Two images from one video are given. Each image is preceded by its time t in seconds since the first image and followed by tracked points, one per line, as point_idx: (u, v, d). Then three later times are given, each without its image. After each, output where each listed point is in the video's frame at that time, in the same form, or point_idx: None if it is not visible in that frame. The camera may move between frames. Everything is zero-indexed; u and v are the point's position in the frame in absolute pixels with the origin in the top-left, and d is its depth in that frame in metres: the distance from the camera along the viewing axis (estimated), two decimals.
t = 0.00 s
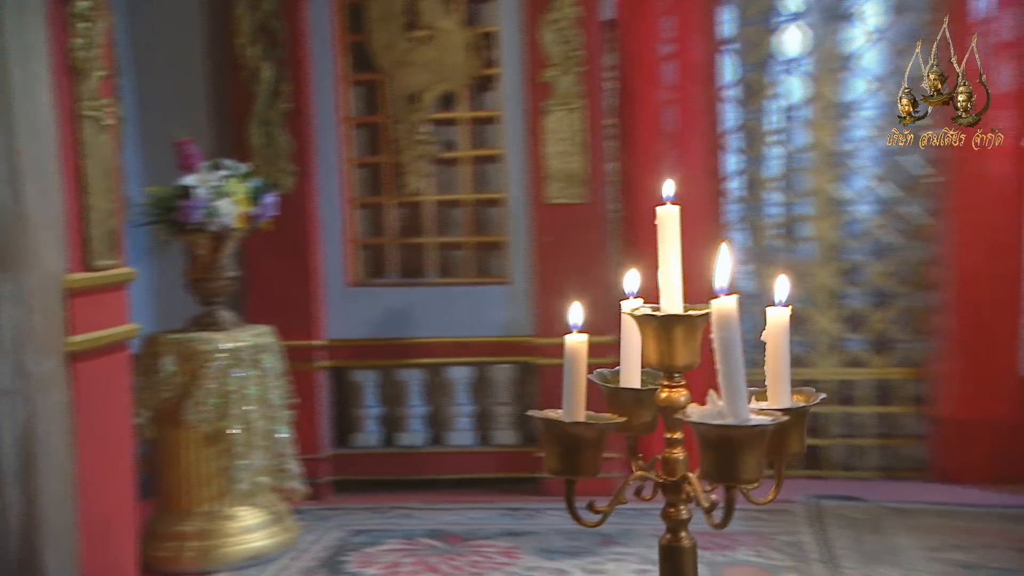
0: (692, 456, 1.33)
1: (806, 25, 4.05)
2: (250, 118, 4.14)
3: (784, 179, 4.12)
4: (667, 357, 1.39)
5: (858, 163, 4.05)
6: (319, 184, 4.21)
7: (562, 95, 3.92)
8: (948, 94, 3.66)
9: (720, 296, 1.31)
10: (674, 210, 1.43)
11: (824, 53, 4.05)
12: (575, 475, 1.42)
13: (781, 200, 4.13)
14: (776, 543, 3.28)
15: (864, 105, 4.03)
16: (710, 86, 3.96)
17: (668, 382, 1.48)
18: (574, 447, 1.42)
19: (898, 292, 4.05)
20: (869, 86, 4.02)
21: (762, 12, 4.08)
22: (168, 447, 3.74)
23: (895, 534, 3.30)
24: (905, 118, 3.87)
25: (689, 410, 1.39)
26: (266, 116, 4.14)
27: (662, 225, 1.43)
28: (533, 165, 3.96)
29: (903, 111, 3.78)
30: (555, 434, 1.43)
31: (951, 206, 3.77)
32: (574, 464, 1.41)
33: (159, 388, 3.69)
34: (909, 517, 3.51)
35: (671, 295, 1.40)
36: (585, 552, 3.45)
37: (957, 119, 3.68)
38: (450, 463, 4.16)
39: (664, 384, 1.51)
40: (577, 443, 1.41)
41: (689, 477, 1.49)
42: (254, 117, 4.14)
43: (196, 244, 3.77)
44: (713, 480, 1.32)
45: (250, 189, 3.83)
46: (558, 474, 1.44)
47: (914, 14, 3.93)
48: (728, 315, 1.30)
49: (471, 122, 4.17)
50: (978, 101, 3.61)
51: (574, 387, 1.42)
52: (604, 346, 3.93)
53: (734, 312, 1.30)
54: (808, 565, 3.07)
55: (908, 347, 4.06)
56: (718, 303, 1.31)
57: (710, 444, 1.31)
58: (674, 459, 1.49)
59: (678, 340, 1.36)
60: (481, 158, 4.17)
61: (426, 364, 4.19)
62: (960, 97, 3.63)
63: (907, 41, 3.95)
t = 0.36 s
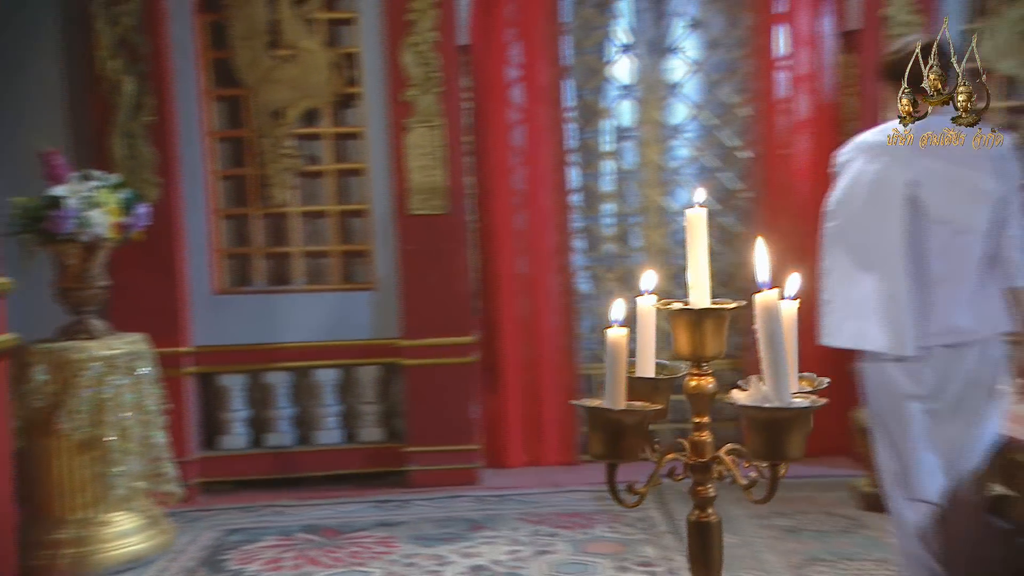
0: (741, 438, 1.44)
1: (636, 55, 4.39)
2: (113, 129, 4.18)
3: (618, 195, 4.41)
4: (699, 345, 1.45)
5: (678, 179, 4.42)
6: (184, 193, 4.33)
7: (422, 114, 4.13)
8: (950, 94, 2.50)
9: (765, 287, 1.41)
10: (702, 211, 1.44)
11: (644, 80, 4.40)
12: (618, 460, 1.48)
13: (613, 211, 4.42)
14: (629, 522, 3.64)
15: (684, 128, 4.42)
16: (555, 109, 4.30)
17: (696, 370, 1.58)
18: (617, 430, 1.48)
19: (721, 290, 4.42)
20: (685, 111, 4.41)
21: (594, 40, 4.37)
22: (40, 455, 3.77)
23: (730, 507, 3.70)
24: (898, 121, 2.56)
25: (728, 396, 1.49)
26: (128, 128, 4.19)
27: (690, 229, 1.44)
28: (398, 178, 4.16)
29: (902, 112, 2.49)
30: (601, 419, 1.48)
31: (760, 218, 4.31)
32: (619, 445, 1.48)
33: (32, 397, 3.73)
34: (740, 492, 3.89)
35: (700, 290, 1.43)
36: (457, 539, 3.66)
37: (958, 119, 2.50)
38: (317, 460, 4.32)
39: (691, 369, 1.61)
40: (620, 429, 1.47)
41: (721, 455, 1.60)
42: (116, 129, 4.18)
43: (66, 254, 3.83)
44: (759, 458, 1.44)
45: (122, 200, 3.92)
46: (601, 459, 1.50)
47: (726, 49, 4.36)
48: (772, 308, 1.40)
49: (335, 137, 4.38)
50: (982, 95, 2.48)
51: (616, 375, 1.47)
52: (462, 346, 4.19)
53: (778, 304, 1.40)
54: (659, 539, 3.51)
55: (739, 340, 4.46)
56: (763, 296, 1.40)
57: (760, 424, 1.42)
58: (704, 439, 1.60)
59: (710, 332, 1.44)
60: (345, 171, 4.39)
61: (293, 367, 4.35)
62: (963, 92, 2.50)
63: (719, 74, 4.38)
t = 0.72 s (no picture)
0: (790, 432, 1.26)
1: (503, 78, 4.44)
2: None
3: (489, 214, 4.44)
4: (736, 348, 1.29)
5: (547, 198, 4.47)
6: (40, 207, 4.13)
7: (299, 129, 4.12)
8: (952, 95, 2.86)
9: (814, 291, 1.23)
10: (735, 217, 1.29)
11: (509, 101, 4.44)
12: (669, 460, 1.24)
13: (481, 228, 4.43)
14: (514, 526, 3.68)
15: (550, 147, 4.48)
16: (431, 128, 4.33)
17: (731, 368, 1.39)
18: (669, 430, 1.25)
19: (583, 306, 4.50)
20: (552, 131, 4.47)
21: (464, 62, 4.41)
22: None
23: (607, 509, 3.80)
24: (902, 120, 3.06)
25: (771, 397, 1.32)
26: None
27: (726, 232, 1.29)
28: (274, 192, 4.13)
29: (904, 113, 2.95)
30: (647, 420, 1.24)
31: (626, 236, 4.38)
32: (670, 446, 1.24)
33: None
34: (615, 493, 4.00)
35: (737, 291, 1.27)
36: (347, 553, 3.58)
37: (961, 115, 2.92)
38: (189, 480, 4.22)
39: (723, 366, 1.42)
40: (670, 427, 1.23)
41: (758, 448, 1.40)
42: None
43: None
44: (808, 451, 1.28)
45: None
46: (650, 461, 1.26)
47: (589, 73, 4.44)
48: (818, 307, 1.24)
49: (206, 150, 4.30)
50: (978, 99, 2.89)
51: (663, 375, 1.24)
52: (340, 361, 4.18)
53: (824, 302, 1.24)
54: (546, 542, 3.52)
55: (605, 351, 4.50)
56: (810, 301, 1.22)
57: (813, 416, 1.25)
58: (740, 433, 1.40)
59: (747, 333, 1.28)
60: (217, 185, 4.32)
61: (163, 386, 4.22)
62: (962, 92, 2.87)
63: (581, 96, 4.46)
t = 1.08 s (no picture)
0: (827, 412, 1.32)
1: (392, 81, 4.41)
2: None
3: (377, 217, 4.40)
4: (768, 335, 1.37)
5: (438, 202, 4.49)
6: None
7: (185, 128, 3.92)
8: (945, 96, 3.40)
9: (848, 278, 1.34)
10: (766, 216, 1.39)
11: (398, 105, 4.42)
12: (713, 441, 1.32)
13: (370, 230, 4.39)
14: (420, 531, 3.59)
15: (442, 152, 4.50)
16: (322, 130, 4.25)
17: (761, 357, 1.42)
18: (713, 414, 1.31)
19: (475, 310, 4.55)
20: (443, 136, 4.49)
21: (353, 65, 4.35)
22: None
23: (510, 510, 3.78)
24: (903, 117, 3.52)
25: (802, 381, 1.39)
26: None
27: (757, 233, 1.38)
28: (157, 194, 3.91)
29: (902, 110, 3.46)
30: (691, 404, 1.30)
31: (518, 239, 4.41)
32: (712, 427, 1.32)
33: None
34: (513, 495, 3.99)
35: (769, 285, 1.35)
36: (249, 566, 3.37)
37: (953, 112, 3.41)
38: (64, 499, 3.98)
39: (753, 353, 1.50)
40: (715, 408, 1.30)
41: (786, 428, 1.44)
42: None
43: None
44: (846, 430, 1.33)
45: None
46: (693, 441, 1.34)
47: (482, 79, 4.50)
48: (854, 298, 1.32)
49: (80, 149, 4.05)
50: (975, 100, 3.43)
51: (704, 360, 1.29)
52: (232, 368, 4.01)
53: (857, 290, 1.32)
54: (454, 545, 3.45)
55: (496, 353, 4.59)
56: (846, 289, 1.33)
57: (852, 397, 1.31)
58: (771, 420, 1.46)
59: (778, 323, 1.36)
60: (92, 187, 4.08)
61: (34, 400, 3.94)
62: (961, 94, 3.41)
63: (471, 101, 4.50)
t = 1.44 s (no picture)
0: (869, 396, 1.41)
1: (312, 78, 4.25)
2: None
3: (297, 218, 4.26)
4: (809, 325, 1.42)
5: (361, 203, 4.38)
6: None
7: (97, 123, 3.71)
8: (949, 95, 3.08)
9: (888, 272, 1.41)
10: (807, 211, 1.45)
11: (317, 103, 4.27)
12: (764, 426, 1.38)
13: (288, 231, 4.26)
14: (355, 541, 3.47)
15: (366, 152, 4.37)
16: (241, 128, 4.09)
17: (802, 346, 1.48)
18: (764, 400, 1.38)
19: (401, 313, 4.49)
20: (365, 135, 4.37)
21: (272, 60, 4.18)
22: None
23: (445, 516, 3.70)
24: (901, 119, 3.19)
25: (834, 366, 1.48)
26: None
27: (799, 228, 1.44)
28: (67, 191, 3.69)
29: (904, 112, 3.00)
30: (744, 392, 1.36)
31: (444, 241, 4.35)
32: (766, 414, 1.38)
33: None
34: (444, 502, 3.91)
35: (813, 276, 1.42)
36: None
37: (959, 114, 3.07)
38: None
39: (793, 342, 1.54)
40: (769, 395, 1.36)
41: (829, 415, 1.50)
42: None
43: None
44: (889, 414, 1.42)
45: None
46: (745, 427, 1.40)
47: (405, 78, 4.39)
48: (896, 290, 1.40)
49: None
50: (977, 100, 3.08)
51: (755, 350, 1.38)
52: (147, 377, 3.79)
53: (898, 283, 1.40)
54: (392, 554, 3.33)
55: (423, 358, 4.54)
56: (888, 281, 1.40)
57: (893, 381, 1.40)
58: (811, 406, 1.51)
59: (821, 312, 1.41)
60: None
61: None
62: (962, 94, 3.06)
63: (394, 100, 4.39)
